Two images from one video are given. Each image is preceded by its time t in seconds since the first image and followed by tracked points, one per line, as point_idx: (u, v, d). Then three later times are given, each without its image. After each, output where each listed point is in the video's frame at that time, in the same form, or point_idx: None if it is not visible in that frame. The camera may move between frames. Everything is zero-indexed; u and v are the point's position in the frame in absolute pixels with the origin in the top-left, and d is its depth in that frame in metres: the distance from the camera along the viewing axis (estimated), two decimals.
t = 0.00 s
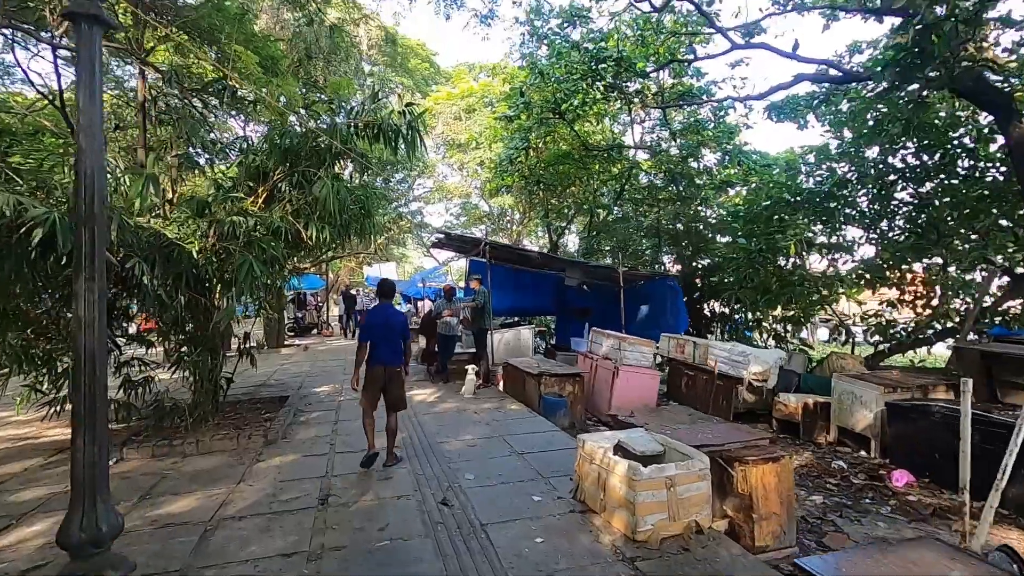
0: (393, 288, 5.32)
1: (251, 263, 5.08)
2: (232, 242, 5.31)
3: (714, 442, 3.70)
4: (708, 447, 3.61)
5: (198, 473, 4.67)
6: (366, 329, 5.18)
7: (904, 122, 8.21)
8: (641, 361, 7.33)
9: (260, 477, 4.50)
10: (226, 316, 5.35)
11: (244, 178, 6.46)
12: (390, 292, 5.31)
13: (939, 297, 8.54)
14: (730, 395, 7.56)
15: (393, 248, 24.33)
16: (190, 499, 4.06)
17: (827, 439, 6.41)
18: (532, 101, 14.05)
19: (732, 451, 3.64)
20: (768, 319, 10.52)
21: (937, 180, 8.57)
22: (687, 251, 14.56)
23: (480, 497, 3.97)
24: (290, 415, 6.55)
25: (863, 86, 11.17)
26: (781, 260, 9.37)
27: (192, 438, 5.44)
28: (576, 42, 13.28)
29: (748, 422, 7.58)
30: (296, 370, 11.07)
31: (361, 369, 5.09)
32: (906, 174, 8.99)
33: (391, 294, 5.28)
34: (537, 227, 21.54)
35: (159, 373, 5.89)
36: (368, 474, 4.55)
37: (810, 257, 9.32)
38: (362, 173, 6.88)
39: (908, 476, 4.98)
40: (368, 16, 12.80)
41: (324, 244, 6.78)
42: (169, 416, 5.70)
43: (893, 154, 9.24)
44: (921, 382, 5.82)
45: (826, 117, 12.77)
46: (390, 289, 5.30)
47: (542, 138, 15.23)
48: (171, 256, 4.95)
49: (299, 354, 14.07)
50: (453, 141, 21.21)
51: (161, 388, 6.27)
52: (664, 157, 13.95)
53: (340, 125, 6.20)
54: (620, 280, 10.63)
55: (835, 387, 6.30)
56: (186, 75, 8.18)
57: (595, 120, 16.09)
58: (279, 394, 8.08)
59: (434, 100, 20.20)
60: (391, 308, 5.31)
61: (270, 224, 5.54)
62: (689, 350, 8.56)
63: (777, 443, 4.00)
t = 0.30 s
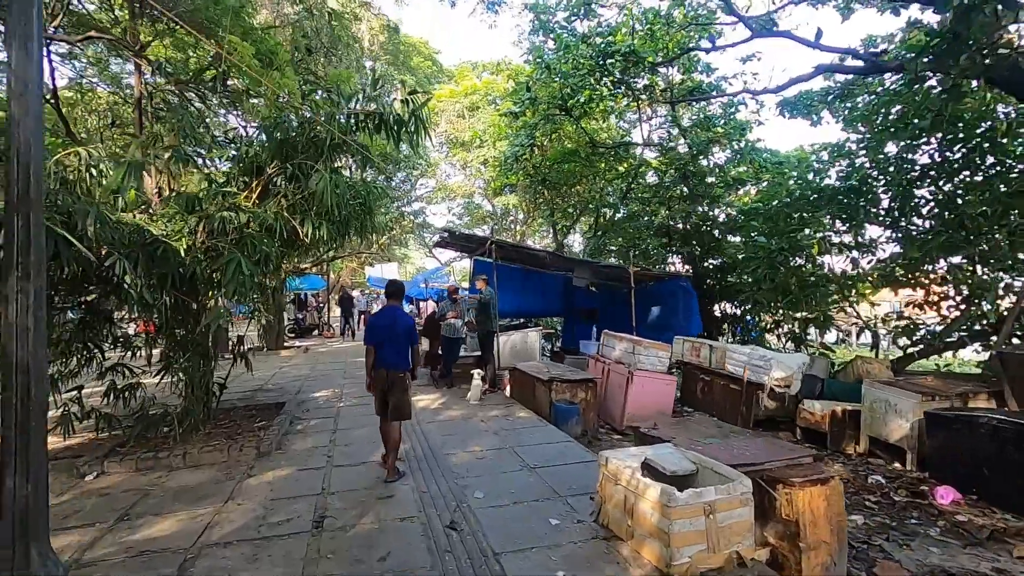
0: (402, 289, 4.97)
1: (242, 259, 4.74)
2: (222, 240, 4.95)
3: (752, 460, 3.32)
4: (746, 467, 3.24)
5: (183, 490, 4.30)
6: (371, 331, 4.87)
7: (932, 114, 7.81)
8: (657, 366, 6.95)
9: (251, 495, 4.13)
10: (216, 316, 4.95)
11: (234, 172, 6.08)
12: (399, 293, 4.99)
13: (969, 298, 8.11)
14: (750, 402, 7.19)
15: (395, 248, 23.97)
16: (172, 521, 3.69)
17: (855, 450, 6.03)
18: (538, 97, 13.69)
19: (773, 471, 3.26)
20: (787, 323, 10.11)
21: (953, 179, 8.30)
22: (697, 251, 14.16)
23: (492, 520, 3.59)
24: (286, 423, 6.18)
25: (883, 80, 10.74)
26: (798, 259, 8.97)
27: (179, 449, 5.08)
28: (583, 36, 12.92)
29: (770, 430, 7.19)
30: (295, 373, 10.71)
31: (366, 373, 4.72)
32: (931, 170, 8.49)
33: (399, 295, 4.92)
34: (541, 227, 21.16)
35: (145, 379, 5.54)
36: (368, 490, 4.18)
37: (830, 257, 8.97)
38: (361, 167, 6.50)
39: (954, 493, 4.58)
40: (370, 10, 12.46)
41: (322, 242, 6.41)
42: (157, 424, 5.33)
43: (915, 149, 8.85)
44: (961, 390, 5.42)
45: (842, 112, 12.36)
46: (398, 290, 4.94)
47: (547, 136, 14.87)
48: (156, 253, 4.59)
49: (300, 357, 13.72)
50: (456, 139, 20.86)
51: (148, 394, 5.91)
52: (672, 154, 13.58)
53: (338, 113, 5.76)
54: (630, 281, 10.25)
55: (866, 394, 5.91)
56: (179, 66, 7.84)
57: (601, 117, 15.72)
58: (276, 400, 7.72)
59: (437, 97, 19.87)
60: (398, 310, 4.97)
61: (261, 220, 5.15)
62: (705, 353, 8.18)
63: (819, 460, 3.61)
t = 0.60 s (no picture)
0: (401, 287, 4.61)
1: (225, 260, 4.26)
2: (205, 236, 4.58)
3: (799, 484, 2.92)
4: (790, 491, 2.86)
5: (161, 509, 3.92)
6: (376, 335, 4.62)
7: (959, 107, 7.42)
8: (672, 371, 6.57)
9: (235, 515, 3.76)
10: (198, 319, 4.51)
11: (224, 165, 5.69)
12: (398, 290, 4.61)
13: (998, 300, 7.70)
14: (769, 409, 6.83)
15: (396, 248, 23.62)
16: (144, 548, 3.31)
17: (885, 462, 5.64)
18: (542, 92, 13.34)
19: (820, 495, 2.88)
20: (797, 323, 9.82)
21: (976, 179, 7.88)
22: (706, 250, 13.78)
23: (502, 547, 3.20)
24: (278, 432, 5.79)
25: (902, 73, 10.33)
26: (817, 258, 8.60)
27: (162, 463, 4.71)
28: (589, 30, 12.56)
29: (790, 439, 6.81)
30: (293, 376, 10.36)
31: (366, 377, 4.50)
32: (955, 164, 8.05)
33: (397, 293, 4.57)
34: (545, 226, 20.81)
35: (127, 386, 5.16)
36: (365, 510, 3.79)
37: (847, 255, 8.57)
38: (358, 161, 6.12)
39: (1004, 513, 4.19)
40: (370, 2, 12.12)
41: (316, 239, 6.03)
42: (139, 435, 4.95)
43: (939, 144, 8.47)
44: (1004, 398, 5.01)
45: (856, 108, 11.95)
46: (397, 287, 4.59)
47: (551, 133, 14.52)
48: (134, 249, 4.22)
49: (299, 359, 13.36)
50: (459, 137, 20.52)
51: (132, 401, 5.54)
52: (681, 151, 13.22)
53: (334, 99, 5.29)
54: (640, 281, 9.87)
55: (898, 402, 5.50)
56: (172, 57, 7.53)
57: (607, 114, 15.37)
58: (270, 405, 7.36)
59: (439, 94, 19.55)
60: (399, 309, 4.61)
61: (247, 216, 4.74)
62: (720, 358, 7.81)
63: (867, 482, 3.22)
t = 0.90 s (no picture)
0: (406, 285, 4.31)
1: (217, 265, 3.88)
2: (196, 237, 4.25)
3: (857, 516, 2.58)
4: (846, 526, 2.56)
5: (146, 534, 3.59)
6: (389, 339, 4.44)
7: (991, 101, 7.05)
8: (691, 378, 6.23)
9: (227, 540, 3.46)
10: (189, 326, 4.19)
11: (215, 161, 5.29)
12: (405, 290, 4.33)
13: None
14: (793, 418, 6.50)
15: (400, 249, 23.33)
16: None
17: (921, 477, 5.31)
18: (549, 89, 13.02)
19: (885, 524, 2.57)
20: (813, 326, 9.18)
21: (1001, 175, 7.62)
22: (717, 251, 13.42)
23: None
24: (276, 442, 5.48)
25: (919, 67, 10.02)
26: (838, 259, 8.24)
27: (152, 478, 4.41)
28: (597, 25, 12.24)
29: (815, 450, 6.47)
30: (294, 381, 10.06)
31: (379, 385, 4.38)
32: (983, 161, 7.69)
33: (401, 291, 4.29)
34: (551, 228, 20.47)
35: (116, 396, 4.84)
36: (368, 536, 3.47)
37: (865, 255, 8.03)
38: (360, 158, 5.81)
39: None
40: None
41: (315, 239, 5.71)
42: (129, 448, 4.66)
43: (964, 140, 8.14)
44: None
45: (872, 104, 11.58)
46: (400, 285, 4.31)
47: (558, 132, 14.20)
48: (118, 250, 3.93)
49: (300, 362, 13.05)
50: (463, 137, 20.21)
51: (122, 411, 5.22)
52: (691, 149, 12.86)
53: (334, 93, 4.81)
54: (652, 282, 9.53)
55: (935, 413, 5.17)
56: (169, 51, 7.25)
57: (615, 112, 15.04)
58: (269, 413, 7.05)
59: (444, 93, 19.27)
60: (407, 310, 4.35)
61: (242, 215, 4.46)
62: (738, 363, 7.47)
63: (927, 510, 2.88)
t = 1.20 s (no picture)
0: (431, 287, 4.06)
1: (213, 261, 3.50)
2: (189, 231, 3.88)
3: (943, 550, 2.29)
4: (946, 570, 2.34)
5: (131, 560, 3.24)
6: (402, 341, 4.13)
7: None
8: (717, 384, 5.87)
9: (220, 568, 3.11)
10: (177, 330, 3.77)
11: (210, 149, 4.92)
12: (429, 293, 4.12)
13: None
14: (824, 426, 6.15)
15: (404, 250, 22.99)
16: None
17: (969, 492, 4.92)
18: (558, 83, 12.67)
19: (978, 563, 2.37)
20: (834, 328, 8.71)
21: None
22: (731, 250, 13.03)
23: None
24: (277, 452, 5.13)
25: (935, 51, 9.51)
26: (868, 257, 7.80)
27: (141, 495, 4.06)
28: (608, 17, 11.88)
29: (848, 460, 6.13)
30: (296, 384, 9.72)
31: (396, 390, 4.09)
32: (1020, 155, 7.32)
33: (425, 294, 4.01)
34: (558, 227, 20.11)
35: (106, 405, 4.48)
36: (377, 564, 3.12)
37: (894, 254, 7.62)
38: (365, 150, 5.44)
39: None
40: None
41: (318, 236, 5.35)
42: (117, 461, 4.31)
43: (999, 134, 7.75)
44: None
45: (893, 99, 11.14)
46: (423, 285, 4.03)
47: (567, 128, 13.84)
48: (102, 248, 3.59)
49: (303, 364, 12.72)
50: (468, 135, 19.85)
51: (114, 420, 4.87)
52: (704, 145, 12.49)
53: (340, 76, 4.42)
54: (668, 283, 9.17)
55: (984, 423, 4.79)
56: (168, 42, 6.93)
57: (624, 109, 14.68)
58: (270, 419, 6.72)
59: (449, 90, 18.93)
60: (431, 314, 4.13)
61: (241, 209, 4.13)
62: (763, 368, 7.12)
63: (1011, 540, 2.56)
